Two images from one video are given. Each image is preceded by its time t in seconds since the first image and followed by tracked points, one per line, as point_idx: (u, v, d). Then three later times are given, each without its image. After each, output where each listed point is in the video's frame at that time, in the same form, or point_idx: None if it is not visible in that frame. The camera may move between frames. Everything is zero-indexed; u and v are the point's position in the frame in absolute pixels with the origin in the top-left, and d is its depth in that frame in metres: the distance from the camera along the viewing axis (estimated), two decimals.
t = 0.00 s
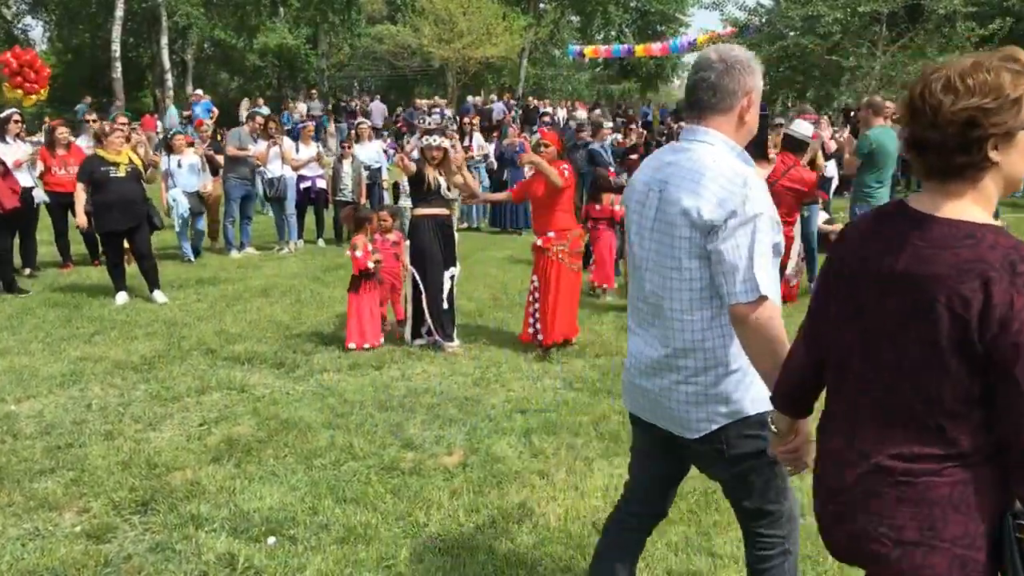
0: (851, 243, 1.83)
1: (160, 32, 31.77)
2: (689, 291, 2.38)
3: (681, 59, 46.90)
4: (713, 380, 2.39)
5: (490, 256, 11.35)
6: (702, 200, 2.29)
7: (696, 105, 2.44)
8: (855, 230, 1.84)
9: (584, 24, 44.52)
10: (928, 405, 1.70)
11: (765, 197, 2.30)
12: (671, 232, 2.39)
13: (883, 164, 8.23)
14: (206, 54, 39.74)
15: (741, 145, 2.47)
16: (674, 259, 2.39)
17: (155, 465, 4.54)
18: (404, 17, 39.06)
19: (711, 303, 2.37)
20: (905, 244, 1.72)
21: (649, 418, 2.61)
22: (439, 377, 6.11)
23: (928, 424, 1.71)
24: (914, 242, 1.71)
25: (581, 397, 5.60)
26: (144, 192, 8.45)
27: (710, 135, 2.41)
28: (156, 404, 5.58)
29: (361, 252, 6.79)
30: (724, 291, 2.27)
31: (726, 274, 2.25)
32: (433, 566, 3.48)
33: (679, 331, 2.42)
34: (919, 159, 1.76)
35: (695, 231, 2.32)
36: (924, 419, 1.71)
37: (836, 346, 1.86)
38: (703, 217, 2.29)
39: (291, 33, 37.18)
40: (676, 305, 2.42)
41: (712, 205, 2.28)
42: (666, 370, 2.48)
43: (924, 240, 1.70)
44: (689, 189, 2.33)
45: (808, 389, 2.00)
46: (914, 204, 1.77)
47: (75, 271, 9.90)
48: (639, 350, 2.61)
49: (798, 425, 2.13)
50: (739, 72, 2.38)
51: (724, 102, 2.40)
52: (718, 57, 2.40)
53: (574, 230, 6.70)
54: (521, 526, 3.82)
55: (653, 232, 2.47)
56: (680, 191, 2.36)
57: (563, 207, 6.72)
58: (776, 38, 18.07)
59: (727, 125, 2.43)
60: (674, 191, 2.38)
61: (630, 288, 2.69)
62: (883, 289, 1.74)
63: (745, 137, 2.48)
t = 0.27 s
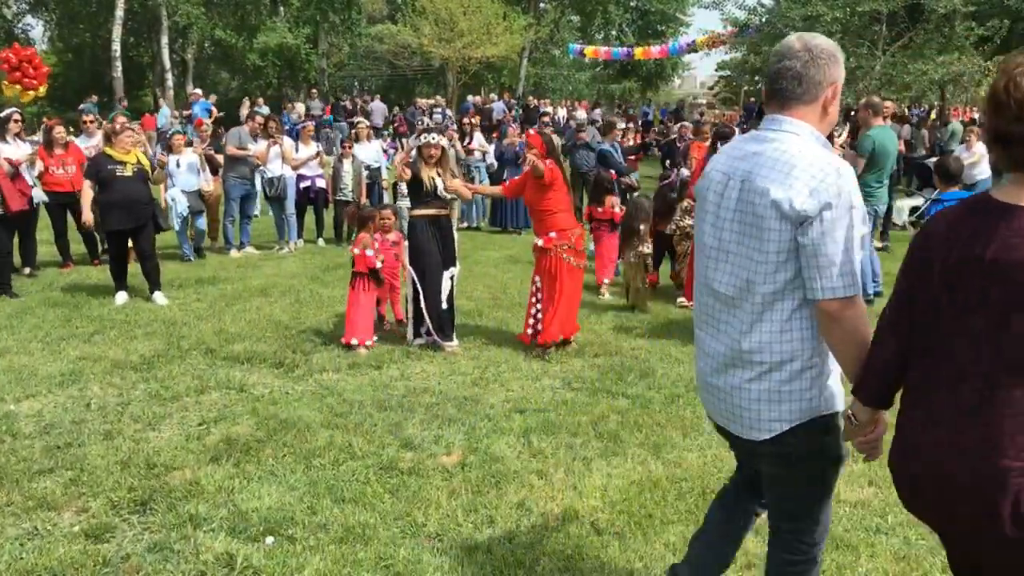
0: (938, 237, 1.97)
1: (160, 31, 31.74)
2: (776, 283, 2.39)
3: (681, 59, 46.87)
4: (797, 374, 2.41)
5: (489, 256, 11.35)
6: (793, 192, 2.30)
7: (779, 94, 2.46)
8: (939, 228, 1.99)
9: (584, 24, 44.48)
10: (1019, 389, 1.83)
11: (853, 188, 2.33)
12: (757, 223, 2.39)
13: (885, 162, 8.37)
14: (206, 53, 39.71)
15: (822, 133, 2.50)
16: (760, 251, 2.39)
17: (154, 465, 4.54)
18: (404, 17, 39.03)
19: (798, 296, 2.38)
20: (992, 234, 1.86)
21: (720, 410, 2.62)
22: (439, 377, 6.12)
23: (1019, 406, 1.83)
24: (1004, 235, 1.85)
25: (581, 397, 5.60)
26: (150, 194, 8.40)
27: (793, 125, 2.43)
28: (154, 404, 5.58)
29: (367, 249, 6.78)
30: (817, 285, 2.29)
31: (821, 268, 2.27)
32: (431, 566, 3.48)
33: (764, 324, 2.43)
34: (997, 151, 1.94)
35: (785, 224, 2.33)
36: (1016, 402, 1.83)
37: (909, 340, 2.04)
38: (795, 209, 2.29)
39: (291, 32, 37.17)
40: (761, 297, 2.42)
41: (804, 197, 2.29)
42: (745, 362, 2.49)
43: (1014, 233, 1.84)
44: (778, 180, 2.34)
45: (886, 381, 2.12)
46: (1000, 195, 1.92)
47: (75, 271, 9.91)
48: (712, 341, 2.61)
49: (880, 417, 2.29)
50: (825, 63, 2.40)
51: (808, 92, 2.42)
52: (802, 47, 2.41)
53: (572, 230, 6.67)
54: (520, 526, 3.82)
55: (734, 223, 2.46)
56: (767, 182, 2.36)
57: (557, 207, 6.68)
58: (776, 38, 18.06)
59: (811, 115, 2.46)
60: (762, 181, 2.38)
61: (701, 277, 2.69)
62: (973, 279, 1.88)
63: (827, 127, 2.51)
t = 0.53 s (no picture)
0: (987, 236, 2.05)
1: (161, 31, 31.73)
2: (834, 283, 2.42)
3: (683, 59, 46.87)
4: (853, 373, 2.44)
5: (490, 255, 11.36)
6: (855, 193, 2.33)
7: (839, 95, 2.49)
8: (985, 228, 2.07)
9: (585, 23, 44.56)
10: None
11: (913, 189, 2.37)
12: (815, 223, 2.42)
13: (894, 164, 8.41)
14: (207, 53, 39.71)
15: (881, 135, 2.53)
16: (819, 251, 2.41)
17: (154, 465, 4.54)
18: (405, 16, 39.04)
19: (856, 296, 2.41)
20: None
21: (768, 408, 2.64)
22: (439, 377, 6.12)
23: None
24: None
25: (581, 397, 5.61)
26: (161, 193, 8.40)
27: (852, 126, 2.46)
28: (156, 404, 5.58)
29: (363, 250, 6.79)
30: (881, 285, 2.32)
31: (887, 268, 2.30)
32: (431, 566, 3.48)
33: (820, 323, 2.45)
34: None
35: (846, 224, 2.36)
36: None
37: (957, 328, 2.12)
38: (857, 208, 2.32)
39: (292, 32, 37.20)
40: (817, 298, 2.45)
41: (866, 198, 2.32)
42: (796, 362, 2.51)
43: None
44: (838, 180, 2.37)
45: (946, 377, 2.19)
46: None
47: (76, 271, 9.91)
48: (759, 340, 2.62)
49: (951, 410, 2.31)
50: (885, 64, 2.42)
51: (869, 93, 2.45)
52: (862, 48, 2.44)
53: (564, 232, 6.66)
54: (520, 526, 3.82)
55: (790, 223, 2.49)
56: (828, 182, 2.39)
57: (551, 208, 6.70)
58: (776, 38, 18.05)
59: (870, 116, 2.48)
60: (821, 181, 2.41)
61: (747, 277, 2.71)
62: None
63: (884, 129, 2.54)
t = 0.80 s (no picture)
0: None
1: (163, 31, 31.76)
2: (890, 287, 2.47)
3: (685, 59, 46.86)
4: (914, 375, 2.49)
5: (491, 255, 11.37)
6: (908, 197, 2.40)
7: (884, 106, 2.57)
8: None
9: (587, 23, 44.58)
10: None
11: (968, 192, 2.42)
12: (869, 230, 2.49)
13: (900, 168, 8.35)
14: (209, 53, 39.75)
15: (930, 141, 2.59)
16: (875, 256, 2.48)
17: (156, 464, 4.55)
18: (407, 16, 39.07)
19: (914, 299, 2.46)
20: None
21: (836, 417, 2.68)
22: (441, 377, 6.13)
23: None
24: None
25: (583, 397, 5.62)
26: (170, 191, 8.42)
27: (901, 135, 2.54)
28: (158, 403, 5.59)
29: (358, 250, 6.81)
30: (937, 284, 2.37)
31: (939, 268, 2.35)
32: (433, 565, 3.49)
33: (879, 327, 2.51)
34: None
35: (901, 228, 2.42)
36: None
37: None
38: (911, 213, 2.39)
39: (294, 32, 37.25)
40: (875, 303, 2.51)
41: (919, 202, 2.38)
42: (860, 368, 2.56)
43: None
44: (892, 187, 2.44)
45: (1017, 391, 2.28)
46: None
47: (78, 270, 9.92)
48: (823, 348, 2.69)
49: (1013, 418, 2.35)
50: (927, 73, 2.50)
51: (913, 102, 2.53)
52: (905, 58, 2.52)
53: (559, 234, 6.67)
54: (521, 525, 3.83)
55: (847, 231, 2.56)
56: (881, 190, 2.46)
57: (550, 212, 6.71)
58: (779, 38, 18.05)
59: (917, 124, 2.56)
60: (873, 189, 2.49)
61: (808, 288, 2.78)
62: None
63: (932, 135, 2.61)
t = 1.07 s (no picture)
0: None
1: (165, 32, 31.80)
2: (940, 277, 2.57)
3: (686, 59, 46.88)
4: (965, 362, 2.58)
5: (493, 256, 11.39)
6: (959, 188, 2.50)
7: (928, 102, 2.67)
8: None
9: (589, 24, 44.61)
10: None
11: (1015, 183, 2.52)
12: (921, 222, 2.58)
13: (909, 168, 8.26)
14: (211, 54, 39.81)
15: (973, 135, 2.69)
16: (928, 248, 2.57)
17: (158, 465, 4.56)
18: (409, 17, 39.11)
19: (964, 289, 2.56)
20: None
21: (883, 405, 2.76)
22: (442, 377, 6.15)
23: None
24: None
25: (583, 397, 5.63)
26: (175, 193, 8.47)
27: (947, 129, 2.64)
28: (159, 404, 5.61)
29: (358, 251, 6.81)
30: (988, 271, 2.46)
31: (991, 254, 2.44)
32: (433, 566, 3.49)
33: (931, 317, 2.60)
34: None
35: (952, 218, 2.52)
36: None
37: None
38: (962, 204, 2.48)
39: (296, 33, 37.30)
40: (926, 293, 2.60)
41: (970, 192, 2.48)
42: (912, 356, 2.64)
43: None
44: (942, 179, 2.54)
45: None
46: None
47: (80, 271, 9.94)
48: (872, 340, 2.77)
49: None
50: (971, 69, 2.60)
51: (958, 97, 2.62)
52: (950, 55, 2.63)
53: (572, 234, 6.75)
54: (521, 526, 3.83)
55: (896, 223, 2.65)
56: (932, 183, 2.56)
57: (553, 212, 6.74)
58: (780, 39, 18.04)
59: (961, 118, 2.66)
60: (923, 182, 2.58)
61: (854, 281, 2.87)
62: None
63: (974, 129, 2.71)
